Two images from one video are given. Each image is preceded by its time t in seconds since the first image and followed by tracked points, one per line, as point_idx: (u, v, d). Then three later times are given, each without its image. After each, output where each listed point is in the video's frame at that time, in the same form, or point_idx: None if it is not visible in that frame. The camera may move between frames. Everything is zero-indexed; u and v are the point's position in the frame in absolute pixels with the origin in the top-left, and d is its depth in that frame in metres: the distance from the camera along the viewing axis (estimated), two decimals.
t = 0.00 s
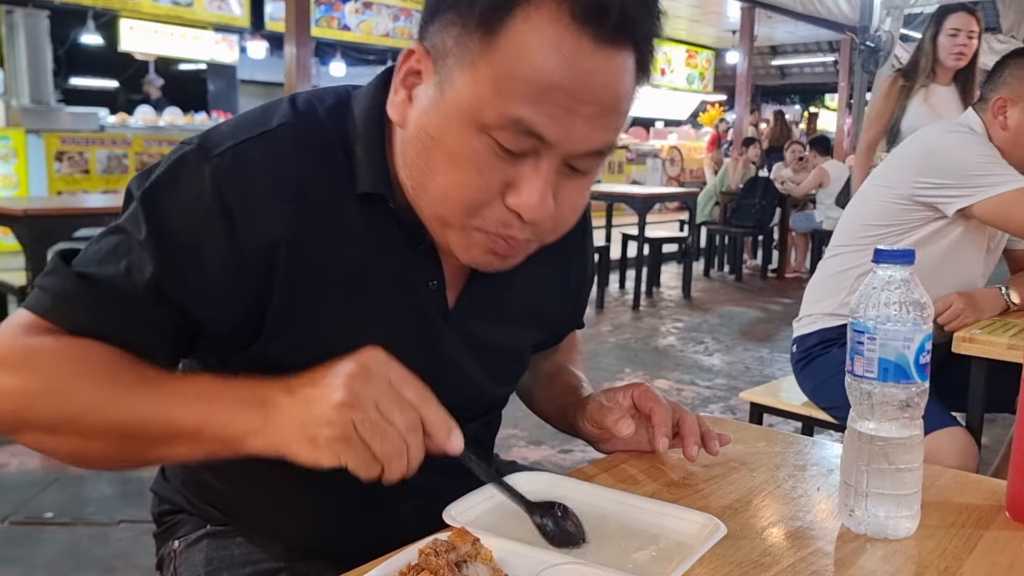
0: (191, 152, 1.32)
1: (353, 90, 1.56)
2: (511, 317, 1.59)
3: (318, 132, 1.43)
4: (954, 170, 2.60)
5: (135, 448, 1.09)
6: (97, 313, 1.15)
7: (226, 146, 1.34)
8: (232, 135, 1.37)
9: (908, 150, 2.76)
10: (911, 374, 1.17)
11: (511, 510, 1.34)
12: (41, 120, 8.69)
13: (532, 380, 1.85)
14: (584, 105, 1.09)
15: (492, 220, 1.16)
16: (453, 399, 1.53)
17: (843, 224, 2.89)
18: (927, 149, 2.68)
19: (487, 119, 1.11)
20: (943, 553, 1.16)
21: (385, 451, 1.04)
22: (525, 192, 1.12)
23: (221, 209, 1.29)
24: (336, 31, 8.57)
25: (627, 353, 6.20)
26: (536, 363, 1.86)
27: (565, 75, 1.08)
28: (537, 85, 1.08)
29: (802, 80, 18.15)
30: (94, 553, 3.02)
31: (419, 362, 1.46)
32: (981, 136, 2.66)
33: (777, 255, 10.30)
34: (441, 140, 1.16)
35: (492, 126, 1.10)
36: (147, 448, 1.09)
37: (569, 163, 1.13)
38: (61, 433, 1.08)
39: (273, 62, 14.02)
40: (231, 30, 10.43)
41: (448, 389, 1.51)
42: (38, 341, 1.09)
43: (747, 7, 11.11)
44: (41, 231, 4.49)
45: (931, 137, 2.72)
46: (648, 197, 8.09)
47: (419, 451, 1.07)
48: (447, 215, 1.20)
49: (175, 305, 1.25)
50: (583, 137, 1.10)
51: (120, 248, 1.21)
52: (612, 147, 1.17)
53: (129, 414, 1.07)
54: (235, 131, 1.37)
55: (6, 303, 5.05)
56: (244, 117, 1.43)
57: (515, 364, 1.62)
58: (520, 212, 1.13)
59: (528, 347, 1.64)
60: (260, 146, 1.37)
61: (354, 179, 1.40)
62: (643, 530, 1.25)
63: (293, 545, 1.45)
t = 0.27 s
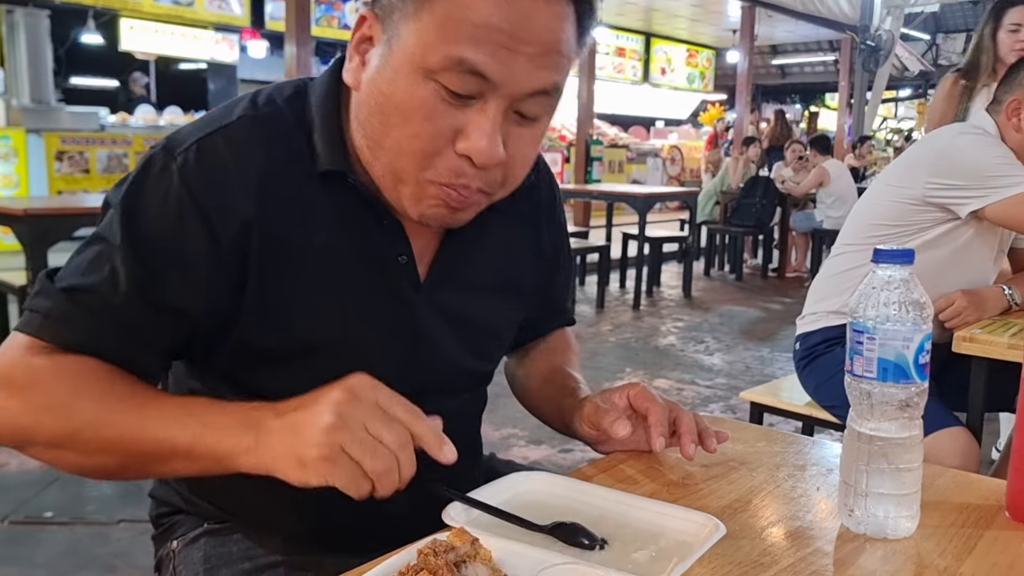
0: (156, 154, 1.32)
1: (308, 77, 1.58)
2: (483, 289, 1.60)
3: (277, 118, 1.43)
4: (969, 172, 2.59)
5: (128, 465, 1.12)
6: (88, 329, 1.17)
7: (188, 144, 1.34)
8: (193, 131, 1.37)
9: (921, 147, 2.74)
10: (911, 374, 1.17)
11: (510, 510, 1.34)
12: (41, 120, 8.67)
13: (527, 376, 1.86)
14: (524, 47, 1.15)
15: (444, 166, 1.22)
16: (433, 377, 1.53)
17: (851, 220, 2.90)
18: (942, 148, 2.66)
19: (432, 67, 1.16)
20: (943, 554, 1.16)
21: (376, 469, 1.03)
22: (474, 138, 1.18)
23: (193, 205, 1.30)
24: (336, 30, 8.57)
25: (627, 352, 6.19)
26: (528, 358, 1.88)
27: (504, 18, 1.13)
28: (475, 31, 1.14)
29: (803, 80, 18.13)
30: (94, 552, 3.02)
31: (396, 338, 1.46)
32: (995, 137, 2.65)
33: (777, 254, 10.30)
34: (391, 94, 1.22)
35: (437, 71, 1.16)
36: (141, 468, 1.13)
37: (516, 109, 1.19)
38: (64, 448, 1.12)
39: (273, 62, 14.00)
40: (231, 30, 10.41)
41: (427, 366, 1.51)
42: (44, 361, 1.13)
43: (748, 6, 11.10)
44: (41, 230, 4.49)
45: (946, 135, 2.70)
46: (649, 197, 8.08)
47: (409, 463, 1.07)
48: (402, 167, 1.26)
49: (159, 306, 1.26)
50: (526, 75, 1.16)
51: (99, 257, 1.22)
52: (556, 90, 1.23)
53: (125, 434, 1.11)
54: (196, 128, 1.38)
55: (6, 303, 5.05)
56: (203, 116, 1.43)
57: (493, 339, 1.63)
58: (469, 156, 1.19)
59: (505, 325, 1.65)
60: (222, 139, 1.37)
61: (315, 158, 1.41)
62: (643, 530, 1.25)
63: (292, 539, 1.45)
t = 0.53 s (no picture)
0: (151, 139, 1.36)
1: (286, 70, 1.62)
2: (465, 269, 1.62)
3: (258, 103, 1.47)
4: (976, 172, 2.59)
5: (131, 477, 0.94)
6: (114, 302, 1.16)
7: (179, 128, 1.38)
8: (184, 118, 1.41)
9: (929, 147, 2.75)
10: (911, 374, 1.17)
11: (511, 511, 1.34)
12: (43, 119, 8.67)
13: (524, 376, 1.86)
14: (490, 26, 1.16)
15: (414, 142, 1.26)
16: (420, 357, 1.55)
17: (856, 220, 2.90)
18: (950, 148, 2.66)
19: (402, 47, 1.17)
20: (943, 555, 1.16)
21: None
22: (444, 117, 1.21)
23: (196, 182, 1.33)
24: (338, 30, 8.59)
25: (628, 352, 6.20)
26: (523, 359, 1.89)
27: None
28: (443, 11, 1.14)
29: (803, 80, 18.14)
30: (95, 551, 3.03)
31: (383, 316, 1.49)
32: (1002, 139, 2.66)
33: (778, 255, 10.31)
34: (362, 72, 1.24)
35: (406, 50, 1.17)
36: (146, 481, 0.94)
37: (483, 88, 1.21)
38: (62, 455, 0.97)
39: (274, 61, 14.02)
40: (233, 29, 10.42)
41: (414, 345, 1.53)
42: (55, 362, 1.04)
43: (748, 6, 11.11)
44: (43, 229, 4.49)
45: (954, 136, 2.71)
46: (649, 196, 8.09)
47: None
48: (376, 142, 1.29)
49: (177, 280, 1.26)
50: (492, 56, 1.17)
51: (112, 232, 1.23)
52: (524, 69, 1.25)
53: (123, 433, 0.94)
54: (187, 115, 1.42)
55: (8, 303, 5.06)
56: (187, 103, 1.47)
57: (476, 321, 1.65)
58: (439, 133, 1.22)
59: (488, 307, 1.68)
60: (208, 122, 1.41)
61: (298, 139, 1.45)
62: (646, 532, 1.25)
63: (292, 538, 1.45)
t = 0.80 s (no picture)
0: (153, 136, 1.37)
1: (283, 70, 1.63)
2: (460, 268, 1.63)
3: (257, 100, 1.48)
4: (976, 172, 2.59)
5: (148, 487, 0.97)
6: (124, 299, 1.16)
7: (180, 125, 1.39)
8: (186, 115, 1.42)
9: (930, 147, 2.75)
10: (909, 375, 1.17)
11: (511, 511, 1.35)
12: (43, 119, 8.67)
13: (520, 376, 1.87)
14: (490, 34, 1.17)
15: (412, 146, 1.26)
16: (417, 354, 1.56)
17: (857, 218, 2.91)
18: (951, 148, 2.67)
19: (403, 52, 1.18)
20: (942, 554, 1.16)
21: None
22: (443, 121, 1.21)
23: (199, 177, 1.33)
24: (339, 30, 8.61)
25: (628, 352, 6.20)
26: (519, 359, 1.90)
27: (471, 6, 1.15)
28: (444, 19, 1.15)
29: (803, 80, 18.13)
30: (97, 551, 3.03)
31: (381, 314, 1.49)
32: (1003, 140, 2.67)
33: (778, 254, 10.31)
34: (363, 76, 1.24)
35: (407, 56, 1.18)
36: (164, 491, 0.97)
37: (482, 95, 1.22)
38: (75, 460, 0.99)
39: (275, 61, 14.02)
40: (234, 29, 10.42)
41: (410, 343, 1.54)
42: (68, 368, 1.04)
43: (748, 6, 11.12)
44: (44, 229, 4.50)
45: (955, 137, 2.71)
46: (650, 196, 8.09)
47: None
48: (372, 145, 1.30)
49: (185, 277, 1.27)
50: (492, 64, 1.18)
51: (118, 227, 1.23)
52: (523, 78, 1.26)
53: (142, 442, 0.96)
54: (188, 112, 1.43)
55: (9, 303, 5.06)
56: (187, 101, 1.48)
57: (470, 319, 1.66)
58: (437, 138, 1.23)
59: (483, 304, 1.68)
60: (210, 120, 1.41)
61: (296, 136, 1.46)
62: (646, 531, 1.25)
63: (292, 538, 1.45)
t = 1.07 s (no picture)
0: (159, 134, 1.36)
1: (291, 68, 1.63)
2: (464, 271, 1.63)
3: (263, 99, 1.48)
4: (979, 172, 2.59)
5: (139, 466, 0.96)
6: (126, 303, 1.15)
7: (186, 123, 1.39)
8: (191, 113, 1.41)
9: (929, 149, 2.76)
10: (911, 373, 1.17)
11: (512, 508, 1.34)
12: (44, 119, 8.67)
13: (523, 375, 1.87)
14: (502, 48, 1.16)
15: (417, 155, 1.26)
16: (418, 356, 1.56)
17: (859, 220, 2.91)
18: (953, 147, 2.67)
19: (413, 61, 1.17)
20: (942, 551, 1.17)
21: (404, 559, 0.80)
22: (449, 131, 1.20)
23: (203, 177, 1.33)
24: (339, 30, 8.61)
25: (629, 351, 6.20)
26: (522, 360, 1.89)
27: (484, 19, 1.14)
28: (457, 31, 1.14)
29: (803, 79, 18.12)
30: (97, 550, 3.03)
31: (379, 316, 1.49)
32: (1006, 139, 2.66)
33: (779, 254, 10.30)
34: (373, 82, 1.23)
35: (417, 66, 1.17)
36: (156, 469, 0.96)
37: (490, 107, 1.21)
38: (61, 446, 0.99)
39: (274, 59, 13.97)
40: (234, 29, 10.42)
41: (410, 344, 1.54)
42: (61, 356, 1.05)
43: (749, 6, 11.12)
44: (45, 229, 4.49)
45: (955, 135, 2.71)
46: (650, 196, 8.09)
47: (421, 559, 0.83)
48: (377, 149, 1.29)
49: (188, 277, 1.27)
50: (503, 77, 1.17)
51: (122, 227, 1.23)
52: (532, 92, 1.25)
53: (123, 423, 0.96)
54: (194, 110, 1.42)
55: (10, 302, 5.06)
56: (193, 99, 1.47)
57: (474, 320, 1.66)
58: (443, 148, 1.22)
59: (486, 306, 1.68)
60: (216, 118, 1.41)
61: (303, 137, 1.45)
62: (646, 529, 1.25)
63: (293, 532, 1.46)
